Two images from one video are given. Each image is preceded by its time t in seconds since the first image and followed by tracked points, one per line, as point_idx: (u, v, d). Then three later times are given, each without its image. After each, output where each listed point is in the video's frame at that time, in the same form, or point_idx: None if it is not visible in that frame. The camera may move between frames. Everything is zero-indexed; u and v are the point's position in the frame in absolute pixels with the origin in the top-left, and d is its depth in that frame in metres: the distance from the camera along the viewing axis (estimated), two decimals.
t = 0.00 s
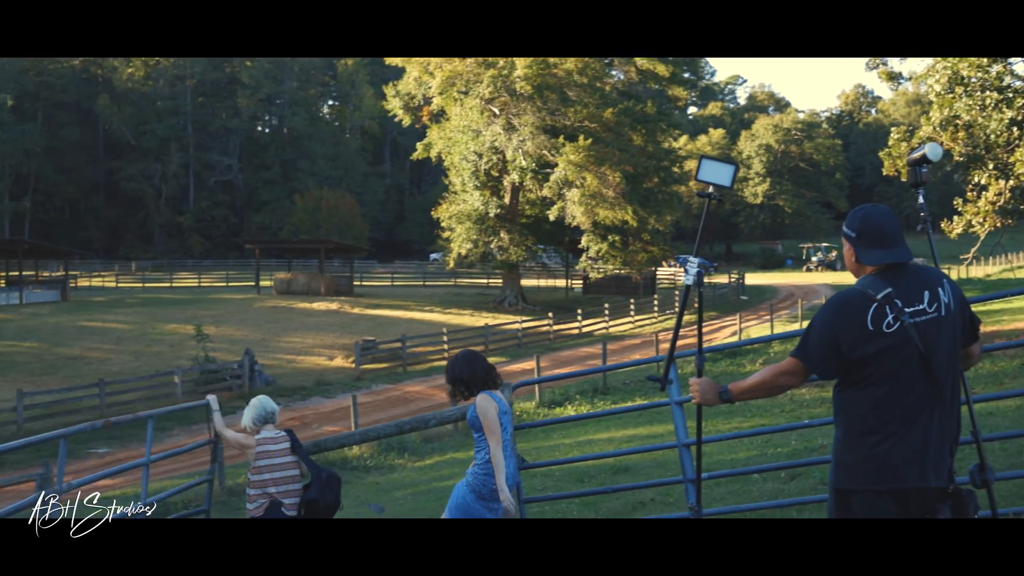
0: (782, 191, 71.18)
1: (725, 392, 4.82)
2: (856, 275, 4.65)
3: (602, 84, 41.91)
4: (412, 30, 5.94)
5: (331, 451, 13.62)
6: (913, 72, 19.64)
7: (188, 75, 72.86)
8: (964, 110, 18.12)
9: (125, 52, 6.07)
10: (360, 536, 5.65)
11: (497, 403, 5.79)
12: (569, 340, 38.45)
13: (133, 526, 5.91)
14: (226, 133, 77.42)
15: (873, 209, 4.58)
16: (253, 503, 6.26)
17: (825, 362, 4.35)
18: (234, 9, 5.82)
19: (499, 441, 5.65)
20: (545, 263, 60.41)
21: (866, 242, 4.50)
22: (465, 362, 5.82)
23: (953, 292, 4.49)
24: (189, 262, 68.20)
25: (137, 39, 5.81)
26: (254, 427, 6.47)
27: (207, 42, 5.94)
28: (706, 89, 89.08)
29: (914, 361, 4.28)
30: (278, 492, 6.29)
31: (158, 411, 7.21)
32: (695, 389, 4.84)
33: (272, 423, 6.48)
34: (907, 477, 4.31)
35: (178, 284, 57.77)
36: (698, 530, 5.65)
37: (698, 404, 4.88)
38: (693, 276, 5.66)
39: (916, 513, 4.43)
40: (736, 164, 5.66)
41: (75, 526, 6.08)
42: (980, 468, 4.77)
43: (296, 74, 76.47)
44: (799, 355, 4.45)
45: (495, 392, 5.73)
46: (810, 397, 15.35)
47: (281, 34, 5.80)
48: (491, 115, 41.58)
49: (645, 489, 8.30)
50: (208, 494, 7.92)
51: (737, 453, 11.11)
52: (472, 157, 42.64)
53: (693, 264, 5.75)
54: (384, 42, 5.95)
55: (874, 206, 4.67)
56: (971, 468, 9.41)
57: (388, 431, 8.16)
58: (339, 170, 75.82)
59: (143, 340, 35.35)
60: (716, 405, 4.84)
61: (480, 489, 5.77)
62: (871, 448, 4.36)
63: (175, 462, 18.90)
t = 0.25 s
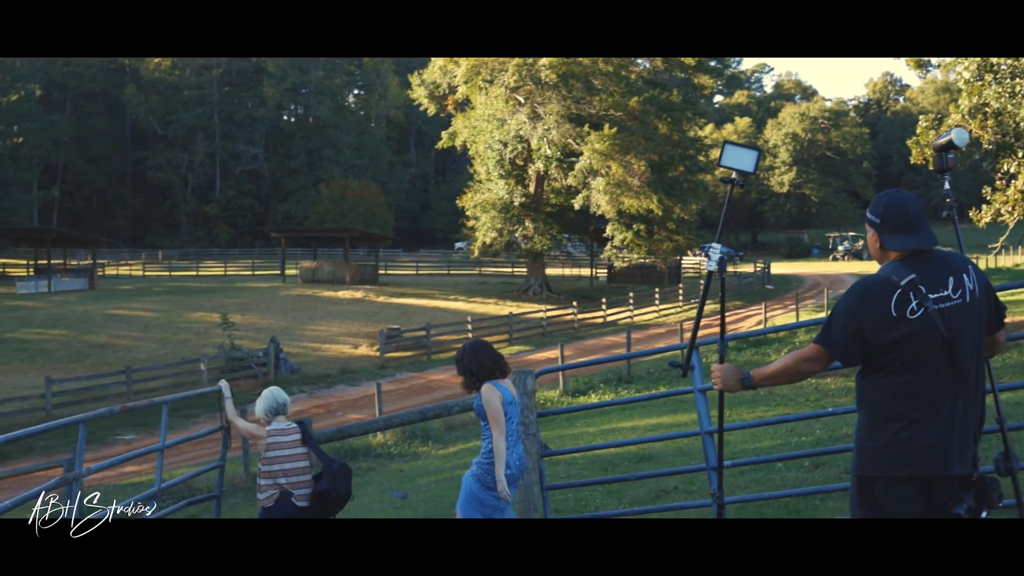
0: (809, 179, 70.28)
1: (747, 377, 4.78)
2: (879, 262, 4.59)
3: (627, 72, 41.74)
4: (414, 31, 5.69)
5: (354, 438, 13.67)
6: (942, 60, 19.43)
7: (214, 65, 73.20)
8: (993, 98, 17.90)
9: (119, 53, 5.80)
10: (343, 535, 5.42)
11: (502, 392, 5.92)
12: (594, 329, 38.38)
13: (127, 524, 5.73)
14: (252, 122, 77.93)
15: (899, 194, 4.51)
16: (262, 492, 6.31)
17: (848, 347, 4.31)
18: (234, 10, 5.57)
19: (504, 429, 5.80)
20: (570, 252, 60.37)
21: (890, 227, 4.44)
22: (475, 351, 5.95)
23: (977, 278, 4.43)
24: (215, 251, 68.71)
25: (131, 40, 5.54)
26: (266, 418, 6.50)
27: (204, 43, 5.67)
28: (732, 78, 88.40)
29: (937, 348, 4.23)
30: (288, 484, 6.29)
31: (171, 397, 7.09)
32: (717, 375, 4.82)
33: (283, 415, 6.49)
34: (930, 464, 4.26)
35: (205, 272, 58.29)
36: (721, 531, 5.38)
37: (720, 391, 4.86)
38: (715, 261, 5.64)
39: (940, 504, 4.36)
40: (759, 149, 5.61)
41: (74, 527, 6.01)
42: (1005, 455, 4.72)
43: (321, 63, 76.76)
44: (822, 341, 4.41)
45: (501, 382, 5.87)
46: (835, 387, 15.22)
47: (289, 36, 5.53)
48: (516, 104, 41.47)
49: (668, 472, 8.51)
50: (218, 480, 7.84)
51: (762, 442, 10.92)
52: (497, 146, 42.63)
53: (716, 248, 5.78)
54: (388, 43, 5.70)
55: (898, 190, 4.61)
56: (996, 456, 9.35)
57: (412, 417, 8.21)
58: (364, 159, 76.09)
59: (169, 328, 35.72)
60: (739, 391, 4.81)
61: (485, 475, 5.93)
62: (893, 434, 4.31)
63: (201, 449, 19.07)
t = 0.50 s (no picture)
0: (829, 165, 69.61)
1: (764, 361, 4.79)
2: (897, 247, 4.57)
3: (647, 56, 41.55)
4: (421, 29, 5.51)
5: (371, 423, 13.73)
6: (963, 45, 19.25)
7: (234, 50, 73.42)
8: (1016, 83, 17.72)
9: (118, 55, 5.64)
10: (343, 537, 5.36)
11: (500, 380, 5.99)
12: (612, 315, 38.39)
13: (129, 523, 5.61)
14: (271, 107, 78.22)
15: (917, 177, 4.49)
16: (262, 480, 6.47)
17: (864, 330, 4.29)
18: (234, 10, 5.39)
19: (491, 418, 5.89)
20: (589, 237, 60.30)
21: (908, 211, 4.42)
22: (471, 338, 6.05)
23: (995, 263, 4.41)
24: (235, 236, 69.08)
25: (128, 40, 5.37)
26: (266, 407, 6.52)
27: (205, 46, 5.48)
28: (753, 62, 87.76)
29: (957, 331, 4.20)
30: (287, 474, 6.42)
31: (181, 380, 7.12)
32: (734, 358, 4.83)
33: (283, 404, 6.53)
34: (947, 448, 4.21)
35: (225, 257, 58.67)
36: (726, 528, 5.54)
37: (736, 374, 4.87)
38: (730, 245, 5.62)
39: (959, 488, 4.30)
40: (775, 133, 5.60)
41: (74, 526, 5.84)
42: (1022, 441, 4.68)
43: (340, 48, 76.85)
44: (839, 326, 4.40)
45: (493, 371, 5.92)
46: (854, 372, 15.14)
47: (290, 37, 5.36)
48: (536, 89, 41.41)
49: (685, 455, 8.53)
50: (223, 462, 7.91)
51: (779, 427, 10.83)
52: (516, 131, 42.62)
53: (733, 230, 5.72)
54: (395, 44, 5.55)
55: (918, 174, 4.58)
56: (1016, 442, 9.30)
57: (429, 401, 8.24)
58: (383, 144, 76.21)
59: (189, 313, 36.00)
60: (755, 375, 4.82)
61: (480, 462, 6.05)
62: (911, 418, 4.27)
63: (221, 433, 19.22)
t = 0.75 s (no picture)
0: (847, 149, 68.32)
1: (778, 344, 4.80)
2: (912, 229, 4.55)
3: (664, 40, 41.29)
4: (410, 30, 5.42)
5: (386, 406, 13.77)
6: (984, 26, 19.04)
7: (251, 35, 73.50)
8: None
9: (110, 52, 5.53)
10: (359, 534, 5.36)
11: (495, 364, 6.06)
12: (629, 299, 38.32)
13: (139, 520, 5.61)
14: (287, 92, 78.33)
15: (934, 159, 4.45)
16: (258, 465, 6.53)
17: (877, 313, 4.29)
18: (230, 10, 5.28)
19: (481, 401, 5.92)
20: (605, 221, 60.17)
21: (923, 194, 4.39)
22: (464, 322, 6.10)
23: (1011, 246, 4.38)
24: (252, 220, 69.31)
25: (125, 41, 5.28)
26: (265, 393, 6.62)
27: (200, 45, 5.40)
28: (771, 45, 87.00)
29: (971, 313, 4.18)
30: (285, 459, 6.50)
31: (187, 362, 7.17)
32: (748, 341, 4.84)
33: (282, 390, 6.63)
34: (961, 430, 4.20)
35: (243, 241, 58.96)
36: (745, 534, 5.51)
37: (750, 357, 4.89)
38: (746, 228, 5.62)
39: (972, 471, 4.29)
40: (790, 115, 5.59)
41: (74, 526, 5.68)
42: None
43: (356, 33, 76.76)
44: (853, 308, 4.39)
45: (484, 356, 5.95)
46: (871, 357, 15.04)
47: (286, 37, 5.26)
48: (552, 73, 41.28)
49: (700, 438, 8.54)
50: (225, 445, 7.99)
51: (795, 411, 10.74)
52: (532, 115, 42.53)
53: (751, 213, 5.78)
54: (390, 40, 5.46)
55: (933, 157, 4.54)
56: None
57: (443, 383, 8.26)
58: (400, 128, 76.17)
59: (207, 297, 36.21)
60: (769, 357, 4.84)
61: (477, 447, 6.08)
62: (924, 400, 4.25)
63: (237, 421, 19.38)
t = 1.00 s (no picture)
0: (863, 130, 68.17)
1: (789, 324, 4.80)
2: (924, 209, 4.52)
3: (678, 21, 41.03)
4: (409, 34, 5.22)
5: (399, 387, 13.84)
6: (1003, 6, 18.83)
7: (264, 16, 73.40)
8: None
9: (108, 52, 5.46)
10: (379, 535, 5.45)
11: (493, 342, 6.30)
12: (642, 281, 38.22)
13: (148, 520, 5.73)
14: (301, 74, 78.24)
15: (946, 139, 4.42)
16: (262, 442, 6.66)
17: (890, 294, 4.26)
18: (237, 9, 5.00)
19: (478, 377, 6.13)
20: (619, 203, 59.98)
21: (937, 174, 4.35)
22: (462, 302, 6.33)
23: None
24: (266, 202, 69.40)
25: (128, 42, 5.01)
26: (266, 371, 6.75)
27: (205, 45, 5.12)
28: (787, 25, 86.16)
29: (983, 292, 4.16)
30: (291, 436, 6.66)
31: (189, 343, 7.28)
32: (760, 321, 4.85)
33: (283, 369, 6.79)
34: (973, 411, 4.19)
35: (256, 223, 59.10)
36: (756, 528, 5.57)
37: (761, 336, 4.90)
38: (757, 208, 5.59)
39: (984, 451, 4.28)
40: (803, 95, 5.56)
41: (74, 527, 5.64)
42: None
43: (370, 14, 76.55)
44: (865, 289, 4.38)
45: (484, 333, 6.18)
46: (885, 339, 14.97)
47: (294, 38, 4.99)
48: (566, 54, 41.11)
49: (713, 419, 8.54)
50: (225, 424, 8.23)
51: (808, 392, 10.71)
52: (546, 96, 42.43)
53: (761, 194, 5.73)
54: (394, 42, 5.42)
55: (947, 136, 4.50)
56: None
57: (455, 364, 8.30)
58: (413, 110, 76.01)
59: (221, 278, 36.37)
60: (779, 337, 4.84)
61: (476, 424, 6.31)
62: (936, 380, 4.24)
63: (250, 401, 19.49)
